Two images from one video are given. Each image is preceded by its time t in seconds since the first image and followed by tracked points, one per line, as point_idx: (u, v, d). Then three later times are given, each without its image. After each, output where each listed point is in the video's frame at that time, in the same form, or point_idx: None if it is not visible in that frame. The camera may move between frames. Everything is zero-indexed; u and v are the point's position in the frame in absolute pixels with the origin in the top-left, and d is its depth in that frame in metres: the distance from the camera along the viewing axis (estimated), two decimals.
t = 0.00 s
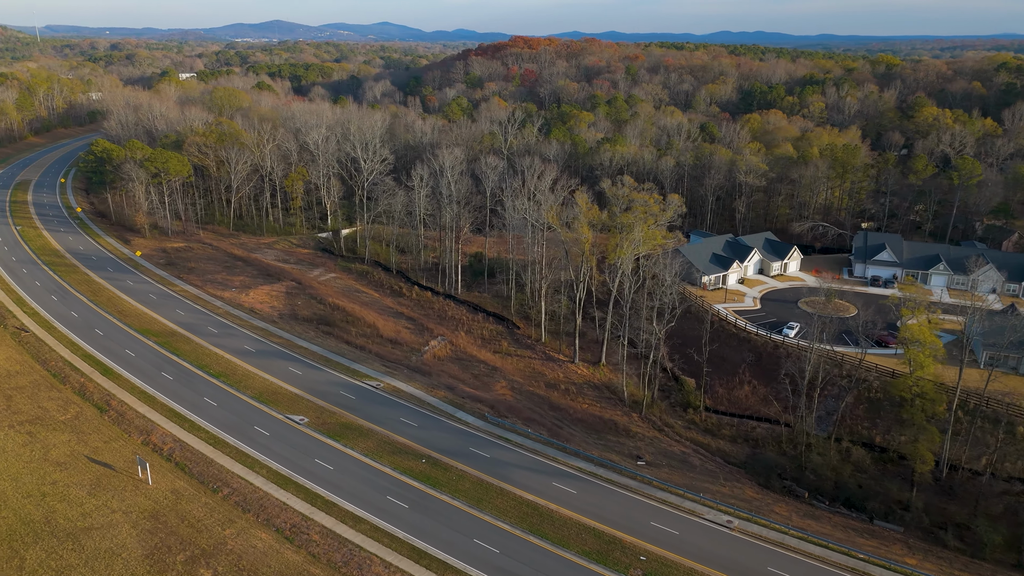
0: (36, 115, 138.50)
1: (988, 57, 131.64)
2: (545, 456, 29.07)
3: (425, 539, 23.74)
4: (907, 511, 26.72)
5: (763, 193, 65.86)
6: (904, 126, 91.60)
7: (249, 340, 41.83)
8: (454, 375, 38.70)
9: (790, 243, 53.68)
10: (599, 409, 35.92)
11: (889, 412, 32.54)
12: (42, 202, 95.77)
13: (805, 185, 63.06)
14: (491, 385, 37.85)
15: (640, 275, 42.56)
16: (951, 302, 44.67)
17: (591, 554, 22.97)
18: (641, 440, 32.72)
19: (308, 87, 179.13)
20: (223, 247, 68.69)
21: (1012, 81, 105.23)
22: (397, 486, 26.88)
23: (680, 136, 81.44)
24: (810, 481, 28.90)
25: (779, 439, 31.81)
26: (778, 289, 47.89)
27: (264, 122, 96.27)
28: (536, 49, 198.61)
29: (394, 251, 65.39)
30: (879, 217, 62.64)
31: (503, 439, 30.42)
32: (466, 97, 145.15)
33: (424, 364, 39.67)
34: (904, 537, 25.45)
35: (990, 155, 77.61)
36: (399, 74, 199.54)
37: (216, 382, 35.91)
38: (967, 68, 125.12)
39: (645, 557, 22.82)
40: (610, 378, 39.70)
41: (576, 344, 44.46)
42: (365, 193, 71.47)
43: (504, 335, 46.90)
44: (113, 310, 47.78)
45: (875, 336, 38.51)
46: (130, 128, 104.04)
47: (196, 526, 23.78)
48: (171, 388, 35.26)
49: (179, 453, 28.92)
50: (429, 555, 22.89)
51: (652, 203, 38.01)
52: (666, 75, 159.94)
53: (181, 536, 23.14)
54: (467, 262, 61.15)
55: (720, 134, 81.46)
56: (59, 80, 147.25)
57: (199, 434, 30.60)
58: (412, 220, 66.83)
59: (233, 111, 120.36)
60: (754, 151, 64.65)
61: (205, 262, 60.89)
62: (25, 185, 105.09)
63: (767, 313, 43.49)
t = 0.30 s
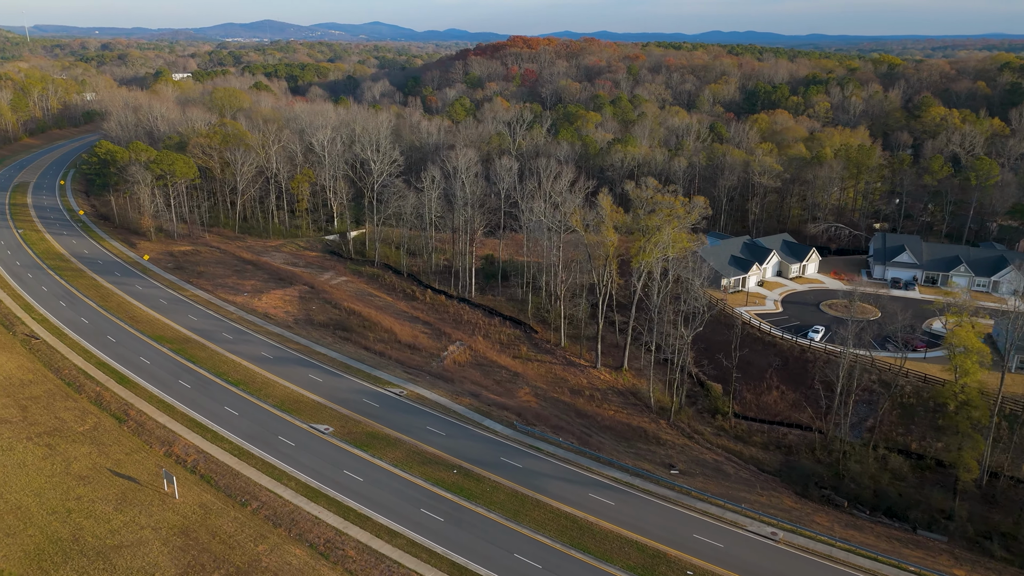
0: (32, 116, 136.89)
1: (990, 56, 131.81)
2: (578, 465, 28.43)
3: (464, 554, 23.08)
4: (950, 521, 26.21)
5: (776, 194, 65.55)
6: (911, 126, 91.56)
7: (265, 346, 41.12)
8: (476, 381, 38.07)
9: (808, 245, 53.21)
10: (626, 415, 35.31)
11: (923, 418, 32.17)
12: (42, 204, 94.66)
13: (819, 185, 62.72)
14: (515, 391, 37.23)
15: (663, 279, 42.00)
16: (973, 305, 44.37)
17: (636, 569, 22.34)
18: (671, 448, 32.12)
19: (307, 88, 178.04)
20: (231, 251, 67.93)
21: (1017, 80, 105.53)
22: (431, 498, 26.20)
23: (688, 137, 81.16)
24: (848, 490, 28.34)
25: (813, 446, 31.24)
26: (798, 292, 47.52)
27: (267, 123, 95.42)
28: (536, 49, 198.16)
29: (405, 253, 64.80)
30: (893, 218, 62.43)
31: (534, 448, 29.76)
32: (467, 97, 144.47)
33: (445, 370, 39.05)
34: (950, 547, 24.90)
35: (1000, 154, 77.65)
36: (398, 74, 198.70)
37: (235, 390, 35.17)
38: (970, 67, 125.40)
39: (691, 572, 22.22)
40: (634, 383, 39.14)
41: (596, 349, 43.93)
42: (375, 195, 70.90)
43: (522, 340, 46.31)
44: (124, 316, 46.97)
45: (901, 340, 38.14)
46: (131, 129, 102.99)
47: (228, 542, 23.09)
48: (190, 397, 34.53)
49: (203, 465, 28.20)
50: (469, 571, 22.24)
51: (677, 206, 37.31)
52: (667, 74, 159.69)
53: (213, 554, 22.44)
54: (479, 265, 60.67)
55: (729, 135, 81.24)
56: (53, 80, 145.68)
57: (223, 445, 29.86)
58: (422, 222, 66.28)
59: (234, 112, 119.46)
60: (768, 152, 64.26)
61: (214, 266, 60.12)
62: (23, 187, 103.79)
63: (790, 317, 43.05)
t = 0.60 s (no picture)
0: (26, 117, 135.25)
1: (993, 57, 131.97)
2: (613, 477, 27.77)
3: (505, 571, 22.40)
4: (996, 532, 25.64)
5: (789, 195, 65.30)
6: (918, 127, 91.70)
7: (282, 354, 40.42)
8: (499, 388, 37.46)
9: (826, 248, 52.78)
10: (653, 423, 34.72)
11: (960, 426, 31.64)
12: (42, 207, 93.49)
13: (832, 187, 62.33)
14: (539, 399, 36.62)
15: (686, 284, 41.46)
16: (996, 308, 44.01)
17: None
18: (703, 457, 31.53)
19: (305, 88, 176.78)
20: (238, 255, 67.20)
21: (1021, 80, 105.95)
22: (465, 512, 25.52)
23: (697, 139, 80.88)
24: (889, 500, 27.76)
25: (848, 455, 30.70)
26: (818, 296, 47.16)
27: (271, 124, 94.65)
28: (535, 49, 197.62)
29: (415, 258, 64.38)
30: (907, 220, 62.24)
31: (567, 459, 29.07)
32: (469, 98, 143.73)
33: (467, 377, 38.44)
34: (998, 559, 24.35)
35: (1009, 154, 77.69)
36: (397, 75, 197.77)
37: (255, 400, 34.43)
38: (972, 68, 125.88)
39: None
40: (658, 391, 38.61)
41: (617, 354, 43.43)
42: (384, 197, 70.35)
43: (541, 346, 45.70)
44: (135, 322, 46.18)
45: (928, 346, 37.73)
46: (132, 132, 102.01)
47: (261, 562, 22.39)
48: (208, 407, 33.72)
49: (228, 479, 27.44)
50: None
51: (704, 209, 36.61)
52: (669, 75, 159.50)
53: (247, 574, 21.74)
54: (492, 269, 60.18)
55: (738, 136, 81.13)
56: (47, 81, 143.95)
57: (247, 458, 29.12)
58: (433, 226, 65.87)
59: (235, 113, 118.45)
60: (781, 154, 63.90)
61: (222, 270, 59.32)
62: (22, 189, 102.54)
63: (812, 321, 42.65)
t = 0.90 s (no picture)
0: (21, 118, 133.73)
1: (995, 57, 132.38)
2: (646, 487, 27.16)
3: None
4: None
5: (800, 197, 65.10)
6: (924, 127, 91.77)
7: (299, 361, 39.80)
8: (520, 395, 36.89)
9: (842, 250, 52.40)
10: (679, 430, 34.17)
11: (993, 432, 31.16)
12: (42, 209, 92.40)
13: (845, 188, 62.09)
14: (561, 406, 36.07)
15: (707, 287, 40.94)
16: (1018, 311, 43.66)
17: None
18: (733, 465, 30.96)
19: (303, 88, 175.43)
20: (245, 259, 66.53)
21: None
22: (498, 525, 24.90)
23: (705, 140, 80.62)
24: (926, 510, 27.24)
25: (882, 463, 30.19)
26: (836, 299, 46.79)
27: (274, 125, 93.92)
28: (535, 49, 197.04)
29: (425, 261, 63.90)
30: (921, 221, 62.04)
31: (597, 469, 28.46)
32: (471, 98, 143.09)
33: (487, 384, 37.87)
34: None
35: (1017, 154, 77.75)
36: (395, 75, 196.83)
37: (274, 409, 33.77)
38: (974, 67, 126.24)
39: None
40: (681, 397, 38.13)
41: (636, 360, 43.00)
42: (393, 199, 69.86)
43: (558, 350, 45.20)
44: (145, 328, 45.45)
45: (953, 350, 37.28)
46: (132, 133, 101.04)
47: None
48: (227, 417, 33.03)
49: (252, 492, 26.75)
50: None
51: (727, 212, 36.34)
52: (670, 75, 159.30)
53: None
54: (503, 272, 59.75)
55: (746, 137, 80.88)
56: (41, 81, 142.41)
57: (270, 469, 28.45)
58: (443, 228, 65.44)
59: (237, 115, 117.60)
60: (792, 154, 63.61)
61: (231, 275, 58.63)
62: (20, 191, 101.32)
63: (833, 325, 42.26)
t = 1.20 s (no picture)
0: (12, 119, 131.77)
1: (993, 57, 133.05)
2: (682, 499, 26.53)
3: None
4: None
5: (810, 198, 64.93)
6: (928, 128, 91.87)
7: (315, 369, 39.09)
8: (542, 401, 36.29)
9: (858, 252, 52.06)
10: (706, 438, 33.56)
11: None
12: (38, 212, 91.01)
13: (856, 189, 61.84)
14: (585, 413, 35.48)
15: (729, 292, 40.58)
16: None
17: None
18: (765, 474, 30.36)
19: (298, 89, 173.84)
20: (250, 263, 65.65)
21: None
22: (534, 540, 24.20)
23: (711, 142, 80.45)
24: (966, 519, 26.67)
25: (916, 471, 29.72)
26: (855, 302, 46.48)
27: (276, 126, 93.06)
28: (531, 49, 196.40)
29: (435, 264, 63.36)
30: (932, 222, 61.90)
31: (631, 480, 27.80)
32: (470, 99, 142.25)
33: (508, 391, 37.25)
34: None
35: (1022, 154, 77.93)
36: (391, 75, 195.70)
37: (293, 420, 33.01)
38: (974, 68, 126.71)
39: None
40: (704, 403, 37.64)
41: (656, 366, 42.54)
42: (401, 202, 69.23)
43: (576, 356, 44.58)
44: (155, 336, 44.56)
45: (980, 353, 36.93)
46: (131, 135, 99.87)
47: None
48: (246, 428, 32.25)
49: (278, 507, 26.00)
50: None
51: (755, 215, 36.06)
52: (670, 75, 159.16)
53: None
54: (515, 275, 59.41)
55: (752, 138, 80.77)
56: (32, 82, 140.50)
57: (294, 483, 27.70)
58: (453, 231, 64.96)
59: (235, 116, 116.38)
60: (803, 156, 63.39)
61: (238, 279, 57.71)
62: (15, 194, 99.78)
63: (854, 328, 41.96)
